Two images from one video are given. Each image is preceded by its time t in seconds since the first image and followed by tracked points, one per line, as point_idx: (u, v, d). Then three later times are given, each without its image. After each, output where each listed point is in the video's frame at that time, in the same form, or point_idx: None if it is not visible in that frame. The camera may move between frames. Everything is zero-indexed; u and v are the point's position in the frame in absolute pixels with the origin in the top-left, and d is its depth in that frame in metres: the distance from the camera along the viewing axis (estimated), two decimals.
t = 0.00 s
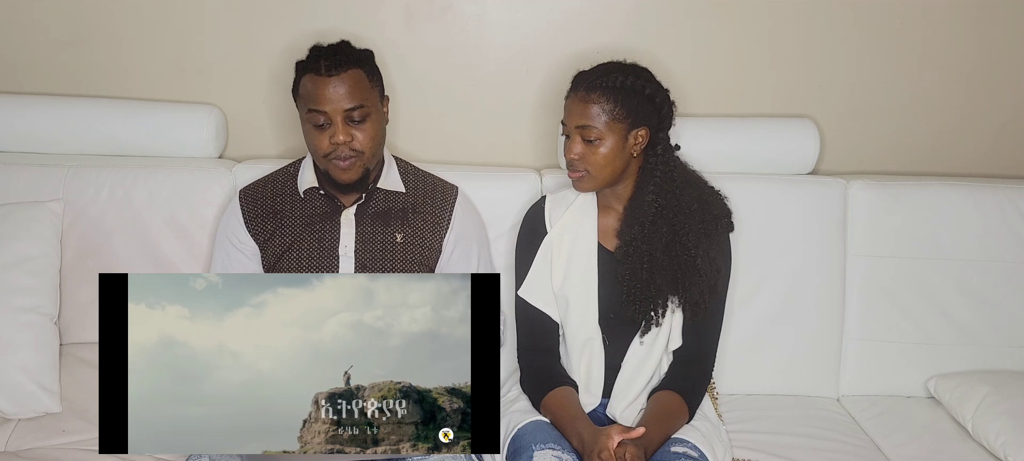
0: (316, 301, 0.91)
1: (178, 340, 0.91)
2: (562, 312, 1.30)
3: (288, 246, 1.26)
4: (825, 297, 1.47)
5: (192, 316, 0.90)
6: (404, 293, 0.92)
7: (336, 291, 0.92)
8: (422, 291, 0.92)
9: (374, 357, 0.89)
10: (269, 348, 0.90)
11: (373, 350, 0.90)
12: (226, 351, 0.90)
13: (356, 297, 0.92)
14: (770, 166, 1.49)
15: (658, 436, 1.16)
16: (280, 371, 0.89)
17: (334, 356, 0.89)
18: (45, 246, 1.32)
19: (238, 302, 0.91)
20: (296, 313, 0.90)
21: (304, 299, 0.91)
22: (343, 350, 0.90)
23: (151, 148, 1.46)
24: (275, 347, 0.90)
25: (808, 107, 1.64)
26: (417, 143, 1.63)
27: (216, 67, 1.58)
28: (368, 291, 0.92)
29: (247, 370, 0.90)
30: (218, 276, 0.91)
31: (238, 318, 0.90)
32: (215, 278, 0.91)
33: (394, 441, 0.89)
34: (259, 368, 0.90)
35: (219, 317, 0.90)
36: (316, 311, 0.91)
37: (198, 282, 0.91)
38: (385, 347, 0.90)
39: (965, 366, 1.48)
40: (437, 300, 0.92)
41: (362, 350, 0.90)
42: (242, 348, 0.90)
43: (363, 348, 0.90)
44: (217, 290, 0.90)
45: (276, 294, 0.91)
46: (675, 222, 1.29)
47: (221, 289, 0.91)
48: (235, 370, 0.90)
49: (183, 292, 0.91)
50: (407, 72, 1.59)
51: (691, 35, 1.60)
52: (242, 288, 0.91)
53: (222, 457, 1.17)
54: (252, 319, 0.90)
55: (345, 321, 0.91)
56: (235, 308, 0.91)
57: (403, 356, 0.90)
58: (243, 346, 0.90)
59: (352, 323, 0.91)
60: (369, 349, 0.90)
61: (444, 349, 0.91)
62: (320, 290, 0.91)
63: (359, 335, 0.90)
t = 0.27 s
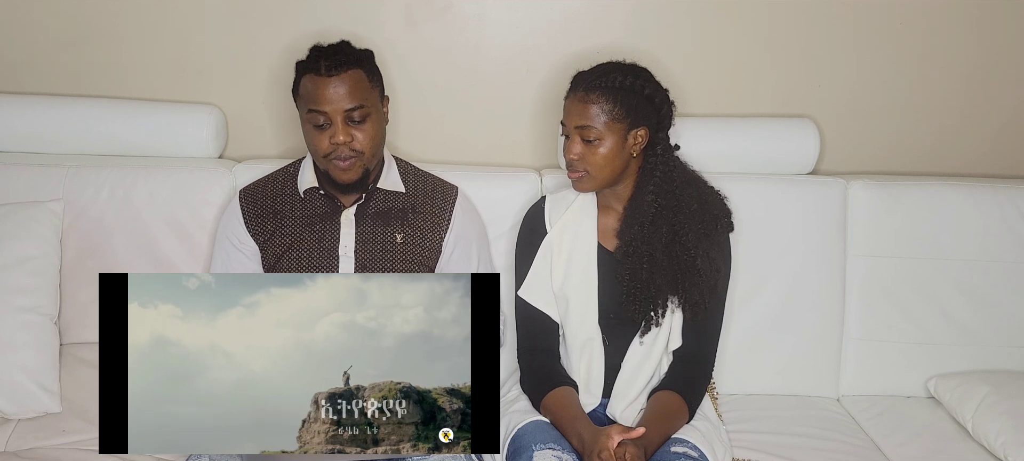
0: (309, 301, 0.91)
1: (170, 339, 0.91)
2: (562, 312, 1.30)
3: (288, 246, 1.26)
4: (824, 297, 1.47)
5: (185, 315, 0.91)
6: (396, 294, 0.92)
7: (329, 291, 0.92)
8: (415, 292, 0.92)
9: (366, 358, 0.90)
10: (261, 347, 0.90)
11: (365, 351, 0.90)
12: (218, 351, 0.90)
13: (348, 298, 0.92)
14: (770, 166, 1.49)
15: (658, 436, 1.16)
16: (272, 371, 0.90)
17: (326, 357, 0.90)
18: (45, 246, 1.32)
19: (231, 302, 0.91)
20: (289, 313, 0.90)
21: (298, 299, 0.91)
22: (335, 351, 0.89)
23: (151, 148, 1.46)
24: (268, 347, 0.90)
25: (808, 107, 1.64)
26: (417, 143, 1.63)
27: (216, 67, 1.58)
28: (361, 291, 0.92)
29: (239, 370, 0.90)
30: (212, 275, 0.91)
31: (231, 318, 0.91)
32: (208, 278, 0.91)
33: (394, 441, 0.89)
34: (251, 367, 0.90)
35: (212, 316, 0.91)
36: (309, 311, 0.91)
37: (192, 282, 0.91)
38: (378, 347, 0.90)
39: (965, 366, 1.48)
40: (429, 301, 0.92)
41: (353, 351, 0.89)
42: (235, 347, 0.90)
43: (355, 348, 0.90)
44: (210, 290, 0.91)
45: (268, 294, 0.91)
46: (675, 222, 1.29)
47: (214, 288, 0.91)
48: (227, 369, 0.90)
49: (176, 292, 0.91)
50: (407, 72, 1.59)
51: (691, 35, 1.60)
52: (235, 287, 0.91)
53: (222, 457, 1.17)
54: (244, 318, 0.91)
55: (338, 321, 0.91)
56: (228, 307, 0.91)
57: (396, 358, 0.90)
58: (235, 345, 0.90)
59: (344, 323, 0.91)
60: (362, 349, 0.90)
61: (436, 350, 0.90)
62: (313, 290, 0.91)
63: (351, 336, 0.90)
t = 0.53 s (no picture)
0: (302, 302, 0.91)
1: (164, 338, 0.91)
2: (562, 312, 1.30)
3: (288, 246, 1.26)
4: (824, 297, 1.47)
5: (178, 315, 0.91)
6: (390, 294, 0.92)
7: (322, 291, 0.91)
8: (409, 293, 0.92)
9: (360, 358, 0.90)
10: (255, 347, 0.90)
11: (358, 351, 0.90)
12: (212, 350, 0.90)
13: (342, 298, 0.92)
14: (770, 166, 1.49)
15: (658, 436, 1.16)
16: (266, 371, 0.90)
17: (319, 357, 0.90)
18: (45, 246, 1.32)
19: (225, 301, 0.91)
20: (283, 313, 0.90)
21: (291, 300, 0.91)
22: (329, 351, 0.90)
23: (151, 148, 1.46)
24: (261, 347, 0.90)
25: (808, 107, 1.64)
26: (417, 143, 1.63)
27: (216, 67, 1.58)
28: (354, 292, 0.92)
29: (232, 369, 0.90)
30: (205, 275, 0.91)
31: (224, 317, 0.90)
32: (202, 277, 0.91)
33: (394, 441, 0.89)
34: (244, 367, 0.90)
35: (206, 316, 0.90)
36: (303, 311, 0.91)
37: (185, 281, 0.91)
38: (371, 348, 0.90)
39: (965, 366, 1.48)
40: (423, 302, 0.92)
41: (347, 351, 0.90)
42: (228, 347, 0.90)
43: (348, 349, 0.90)
44: (203, 290, 0.91)
45: (262, 293, 0.91)
46: (675, 222, 1.29)
47: (207, 288, 0.91)
48: (220, 369, 0.90)
49: (170, 291, 0.91)
50: (407, 72, 1.59)
51: (691, 35, 1.60)
52: (229, 287, 0.91)
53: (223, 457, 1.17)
54: (237, 318, 0.91)
55: (331, 322, 0.91)
56: (221, 307, 0.91)
57: (389, 359, 0.90)
58: (229, 344, 0.90)
59: (338, 323, 0.91)
60: (356, 350, 0.90)
61: (430, 351, 0.90)
62: (306, 290, 0.91)
63: (345, 336, 0.90)
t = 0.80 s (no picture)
0: (295, 302, 0.91)
1: (156, 338, 0.91)
2: (562, 312, 1.30)
3: (288, 246, 1.26)
4: (824, 297, 1.47)
5: (171, 314, 0.91)
6: (382, 295, 0.92)
7: (315, 292, 0.92)
8: (401, 294, 0.92)
9: (352, 358, 0.90)
10: (246, 347, 0.90)
11: (350, 352, 0.90)
12: (204, 350, 0.90)
13: (335, 299, 0.92)
14: (770, 166, 1.49)
15: (658, 436, 1.16)
16: (257, 370, 0.90)
17: (311, 357, 0.90)
18: (45, 246, 1.32)
19: (217, 301, 0.91)
20: (275, 313, 0.91)
21: (284, 299, 0.91)
22: (322, 350, 0.90)
23: (151, 148, 1.46)
24: (253, 347, 0.90)
25: (808, 107, 1.64)
26: (417, 143, 1.63)
27: (216, 67, 1.58)
28: (346, 293, 0.92)
29: (224, 369, 0.90)
30: (197, 274, 0.91)
31: (216, 317, 0.91)
32: (194, 277, 0.91)
33: (394, 441, 0.89)
34: (236, 366, 0.90)
35: (197, 316, 0.90)
36: (295, 311, 0.91)
37: (177, 280, 0.90)
38: (364, 348, 0.90)
39: (965, 366, 1.48)
40: (414, 303, 0.92)
41: (338, 351, 0.90)
42: (220, 347, 0.90)
43: (341, 349, 0.90)
44: (195, 289, 0.90)
45: (254, 293, 0.91)
46: (675, 222, 1.29)
47: (200, 288, 0.91)
48: (213, 369, 0.90)
49: (164, 290, 0.91)
50: (407, 72, 1.59)
51: (691, 35, 1.60)
52: (221, 286, 0.91)
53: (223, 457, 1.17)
54: (229, 317, 0.91)
55: (323, 322, 0.91)
56: (213, 306, 0.91)
57: (381, 360, 0.90)
58: (221, 344, 0.90)
59: (331, 324, 0.91)
60: (348, 350, 0.90)
61: (421, 352, 0.91)
62: (299, 291, 0.91)
63: (336, 337, 0.90)
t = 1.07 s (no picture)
0: (288, 301, 0.91)
1: (149, 337, 0.91)
2: (562, 312, 1.30)
3: (288, 247, 1.26)
4: (824, 297, 1.47)
5: (163, 313, 0.91)
6: (375, 295, 0.93)
7: (309, 292, 0.92)
8: (394, 294, 0.93)
9: (344, 358, 0.89)
10: (238, 347, 0.90)
11: (342, 352, 0.89)
12: (196, 350, 0.90)
13: (328, 299, 0.92)
14: (770, 166, 1.49)
15: (658, 436, 1.16)
16: (249, 370, 0.90)
17: (303, 356, 0.90)
18: (45, 246, 1.32)
19: (210, 300, 0.91)
20: (268, 313, 0.91)
21: (277, 299, 0.91)
22: (314, 350, 0.90)
23: (151, 148, 1.46)
24: (245, 347, 0.90)
25: (808, 107, 1.64)
26: (417, 143, 1.63)
27: (216, 67, 1.58)
28: (339, 292, 0.92)
29: (215, 369, 0.90)
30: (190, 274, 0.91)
31: (209, 316, 0.91)
32: (186, 276, 0.91)
33: (394, 441, 0.89)
34: (228, 366, 0.90)
35: (190, 315, 0.91)
36: (288, 310, 0.91)
37: (169, 280, 0.90)
38: (356, 348, 0.90)
39: (965, 366, 1.48)
40: (407, 304, 0.92)
41: (329, 350, 0.90)
42: (213, 346, 0.90)
43: (332, 349, 0.90)
44: (187, 289, 0.90)
45: (247, 293, 0.91)
46: (675, 222, 1.29)
47: (192, 287, 0.91)
48: (205, 369, 0.90)
49: (157, 290, 0.91)
50: (407, 72, 1.59)
51: (691, 35, 1.60)
52: (214, 286, 0.91)
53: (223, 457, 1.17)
54: (221, 317, 0.91)
55: (315, 322, 0.91)
56: (206, 306, 0.91)
57: (372, 360, 0.90)
58: (213, 343, 0.90)
59: (324, 324, 0.91)
60: (340, 351, 0.89)
61: (413, 352, 0.91)
62: (292, 290, 0.92)
63: (329, 337, 0.90)
